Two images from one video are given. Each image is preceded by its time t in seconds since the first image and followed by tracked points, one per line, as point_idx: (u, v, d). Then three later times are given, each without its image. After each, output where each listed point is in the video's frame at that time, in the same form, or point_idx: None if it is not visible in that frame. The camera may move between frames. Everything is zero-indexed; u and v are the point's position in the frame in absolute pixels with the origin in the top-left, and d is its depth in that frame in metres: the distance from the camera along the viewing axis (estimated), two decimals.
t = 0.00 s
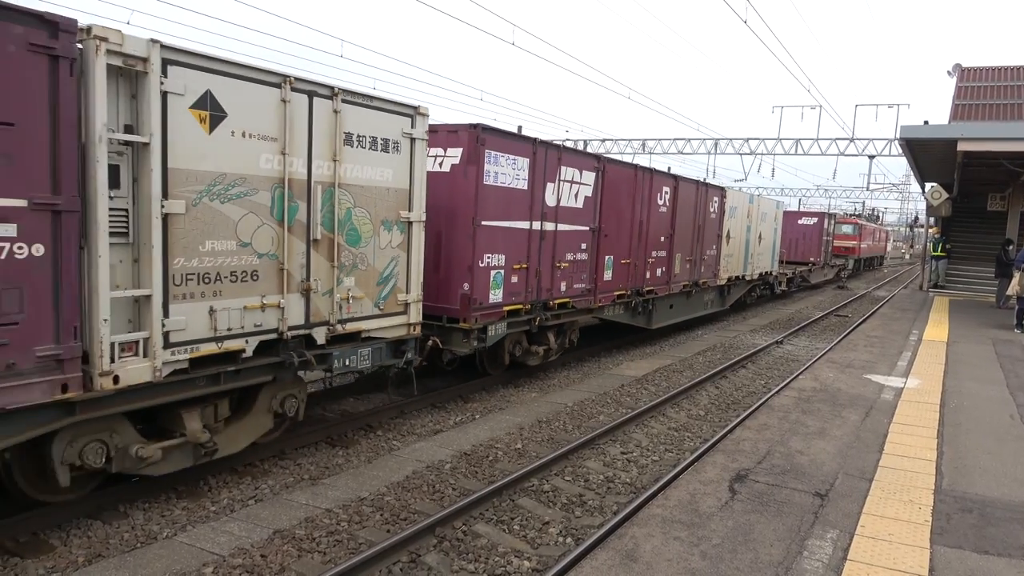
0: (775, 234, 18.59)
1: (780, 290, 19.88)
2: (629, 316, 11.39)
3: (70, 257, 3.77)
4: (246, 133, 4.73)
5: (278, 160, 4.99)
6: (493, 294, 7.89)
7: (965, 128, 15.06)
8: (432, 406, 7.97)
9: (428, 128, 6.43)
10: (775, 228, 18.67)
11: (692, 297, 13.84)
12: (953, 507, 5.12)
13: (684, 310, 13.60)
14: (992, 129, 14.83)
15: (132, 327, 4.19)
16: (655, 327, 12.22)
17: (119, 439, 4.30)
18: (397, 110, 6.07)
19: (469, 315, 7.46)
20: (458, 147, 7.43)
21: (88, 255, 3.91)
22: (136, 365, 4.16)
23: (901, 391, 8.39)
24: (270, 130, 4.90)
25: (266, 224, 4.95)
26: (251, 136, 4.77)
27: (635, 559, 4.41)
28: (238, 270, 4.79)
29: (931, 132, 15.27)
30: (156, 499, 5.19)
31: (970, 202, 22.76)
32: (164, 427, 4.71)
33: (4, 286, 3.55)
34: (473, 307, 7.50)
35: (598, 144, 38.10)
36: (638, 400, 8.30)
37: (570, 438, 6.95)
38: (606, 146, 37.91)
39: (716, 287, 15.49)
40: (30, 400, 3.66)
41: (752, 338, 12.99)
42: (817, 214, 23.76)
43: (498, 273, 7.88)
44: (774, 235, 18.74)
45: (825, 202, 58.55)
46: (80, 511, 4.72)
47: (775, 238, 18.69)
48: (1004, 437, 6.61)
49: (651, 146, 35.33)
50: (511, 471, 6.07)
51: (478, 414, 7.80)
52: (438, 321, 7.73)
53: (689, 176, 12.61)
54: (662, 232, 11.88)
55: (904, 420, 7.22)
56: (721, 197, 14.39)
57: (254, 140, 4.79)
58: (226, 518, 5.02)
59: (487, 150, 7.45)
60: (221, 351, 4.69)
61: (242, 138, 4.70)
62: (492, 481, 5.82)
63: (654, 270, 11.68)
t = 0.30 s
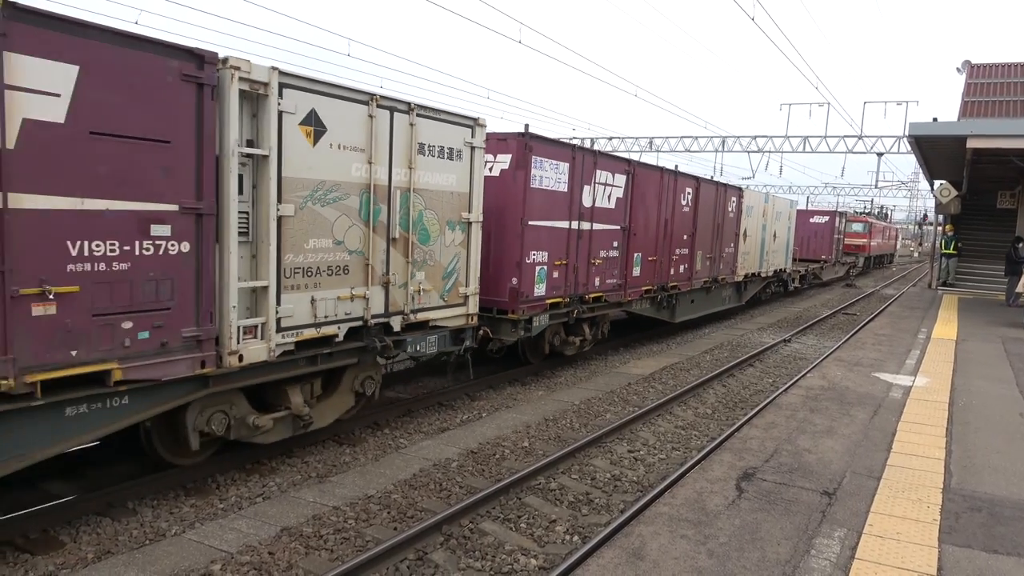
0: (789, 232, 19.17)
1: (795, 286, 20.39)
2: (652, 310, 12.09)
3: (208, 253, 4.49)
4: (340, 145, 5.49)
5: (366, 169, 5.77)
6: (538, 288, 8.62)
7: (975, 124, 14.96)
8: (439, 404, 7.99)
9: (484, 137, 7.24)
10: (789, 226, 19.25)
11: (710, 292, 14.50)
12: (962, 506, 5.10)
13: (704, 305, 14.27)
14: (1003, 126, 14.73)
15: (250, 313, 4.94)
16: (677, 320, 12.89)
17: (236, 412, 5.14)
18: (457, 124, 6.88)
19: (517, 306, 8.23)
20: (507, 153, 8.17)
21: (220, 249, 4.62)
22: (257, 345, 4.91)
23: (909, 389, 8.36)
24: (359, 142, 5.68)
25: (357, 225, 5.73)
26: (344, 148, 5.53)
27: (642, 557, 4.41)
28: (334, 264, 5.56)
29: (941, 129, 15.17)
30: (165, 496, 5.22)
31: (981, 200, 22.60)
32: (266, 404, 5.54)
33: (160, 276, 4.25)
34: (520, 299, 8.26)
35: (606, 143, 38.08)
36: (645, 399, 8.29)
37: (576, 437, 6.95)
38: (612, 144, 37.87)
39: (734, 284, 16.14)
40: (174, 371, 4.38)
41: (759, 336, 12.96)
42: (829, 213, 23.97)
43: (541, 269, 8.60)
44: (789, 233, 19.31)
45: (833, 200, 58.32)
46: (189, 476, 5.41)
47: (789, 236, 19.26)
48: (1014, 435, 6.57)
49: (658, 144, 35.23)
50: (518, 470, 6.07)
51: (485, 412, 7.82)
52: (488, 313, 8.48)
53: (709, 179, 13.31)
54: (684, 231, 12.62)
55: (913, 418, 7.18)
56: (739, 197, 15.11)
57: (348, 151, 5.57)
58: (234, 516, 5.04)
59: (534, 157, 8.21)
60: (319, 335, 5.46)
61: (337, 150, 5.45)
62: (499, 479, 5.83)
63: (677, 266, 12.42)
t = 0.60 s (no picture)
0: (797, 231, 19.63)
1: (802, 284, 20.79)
2: (672, 305, 12.64)
3: (308, 250, 5.27)
4: (411, 154, 6.23)
5: (431, 175, 6.49)
6: (572, 283, 9.21)
7: (978, 123, 14.94)
8: (441, 402, 7.99)
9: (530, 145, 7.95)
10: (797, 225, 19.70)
11: (724, 289, 15.03)
12: (965, 505, 5.09)
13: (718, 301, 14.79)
14: (1006, 124, 14.70)
15: (338, 303, 5.71)
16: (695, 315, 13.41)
17: (323, 390, 5.97)
18: (506, 133, 7.57)
19: (555, 300, 8.84)
20: (546, 159, 8.80)
21: (317, 247, 5.41)
22: (344, 330, 5.68)
23: (912, 388, 8.34)
24: (426, 151, 6.40)
25: (425, 225, 6.50)
26: (415, 157, 6.26)
27: (644, 555, 4.41)
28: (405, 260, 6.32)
29: (944, 127, 15.14)
30: (167, 494, 5.22)
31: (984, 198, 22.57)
32: (347, 384, 6.34)
33: (272, 270, 5.03)
34: (557, 292, 8.87)
35: (608, 142, 38.06)
36: (646, 397, 8.28)
37: (578, 435, 6.94)
38: (614, 143, 37.86)
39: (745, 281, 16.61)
40: (280, 351, 5.17)
41: (762, 335, 12.94)
42: (835, 213, 24.17)
43: (576, 265, 9.20)
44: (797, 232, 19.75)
45: (836, 199, 58.24)
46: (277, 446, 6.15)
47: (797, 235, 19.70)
48: (1017, 434, 6.56)
49: (659, 143, 35.04)
50: (520, 468, 6.07)
51: (488, 410, 7.82)
52: (527, 306, 9.08)
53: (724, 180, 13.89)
54: (701, 230, 13.22)
55: (915, 417, 7.17)
56: (752, 197, 15.69)
57: (417, 160, 6.30)
58: (236, 514, 5.05)
59: (570, 162, 8.87)
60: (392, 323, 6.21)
61: (409, 159, 6.18)
62: (501, 478, 5.83)
63: (696, 263, 13.00)
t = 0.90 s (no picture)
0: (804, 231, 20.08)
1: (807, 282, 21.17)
2: (688, 301, 13.19)
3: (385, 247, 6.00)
4: (469, 161, 6.95)
5: (484, 179, 7.21)
6: (601, 279, 9.85)
7: (979, 122, 14.93)
8: (442, 400, 8.00)
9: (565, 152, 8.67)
10: (804, 226, 20.15)
11: (735, 286, 15.52)
12: (965, 505, 5.09)
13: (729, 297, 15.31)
14: (1007, 123, 14.69)
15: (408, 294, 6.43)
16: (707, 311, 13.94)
17: (391, 371, 6.65)
18: (547, 141, 8.31)
19: (586, 294, 9.46)
20: (579, 164, 9.52)
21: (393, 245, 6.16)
22: (412, 319, 6.41)
23: (913, 388, 8.35)
24: (480, 158, 7.11)
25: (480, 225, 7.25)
26: (472, 163, 6.99)
27: (644, 554, 4.41)
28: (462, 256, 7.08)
29: (945, 126, 15.13)
30: (167, 492, 5.23)
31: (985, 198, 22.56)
32: (409, 368, 7.05)
33: (357, 265, 5.77)
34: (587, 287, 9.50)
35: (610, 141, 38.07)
36: (647, 396, 8.28)
37: (578, 434, 6.94)
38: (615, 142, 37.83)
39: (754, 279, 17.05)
40: (361, 336, 5.88)
41: (762, 334, 12.94)
42: (839, 213, 24.25)
43: (604, 262, 9.85)
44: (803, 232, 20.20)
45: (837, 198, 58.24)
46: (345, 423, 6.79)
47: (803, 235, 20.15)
48: (1018, 434, 6.56)
49: (660, 143, 35.01)
50: (520, 467, 6.08)
51: (488, 409, 7.83)
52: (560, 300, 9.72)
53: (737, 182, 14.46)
54: (716, 230, 13.79)
55: (916, 416, 7.17)
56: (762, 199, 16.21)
57: (473, 166, 7.01)
58: (237, 512, 5.06)
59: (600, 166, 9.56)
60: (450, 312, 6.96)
61: (468, 166, 6.91)
62: (501, 476, 5.84)
63: (711, 261, 13.57)
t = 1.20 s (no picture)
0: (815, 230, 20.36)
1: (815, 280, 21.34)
2: (705, 297, 13.62)
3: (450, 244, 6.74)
4: (520, 167, 7.69)
5: (531, 183, 7.92)
6: (630, 275, 10.40)
7: (985, 122, 14.87)
8: (445, 398, 8.00)
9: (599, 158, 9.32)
10: (813, 225, 20.39)
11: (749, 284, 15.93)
12: (969, 506, 5.08)
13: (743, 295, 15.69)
14: (1013, 124, 14.64)
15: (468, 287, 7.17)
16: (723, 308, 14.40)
17: (451, 356, 7.41)
18: (585, 148, 8.94)
19: (617, 289, 10.02)
20: (611, 168, 10.04)
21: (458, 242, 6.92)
22: (472, 309, 7.14)
23: (917, 388, 8.33)
24: (527, 164, 7.81)
25: (528, 225, 7.96)
26: (521, 169, 7.70)
27: (647, 553, 4.41)
28: (513, 254, 7.80)
29: (951, 127, 15.09)
30: (171, 489, 5.23)
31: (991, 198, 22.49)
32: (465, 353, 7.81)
33: (427, 260, 6.50)
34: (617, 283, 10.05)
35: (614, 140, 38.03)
36: (650, 395, 8.29)
37: (582, 433, 6.95)
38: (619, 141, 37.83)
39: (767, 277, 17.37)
40: (430, 324, 6.61)
41: (766, 334, 12.93)
42: (846, 213, 24.24)
43: (633, 259, 10.38)
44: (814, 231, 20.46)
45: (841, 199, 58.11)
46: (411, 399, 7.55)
47: (814, 234, 20.41)
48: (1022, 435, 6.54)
49: (665, 142, 34.87)
50: (523, 465, 6.07)
51: (491, 407, 7.82)
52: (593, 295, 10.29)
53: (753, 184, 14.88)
54: (733, 230, 14.19)
55: (920, 417, 7.15)
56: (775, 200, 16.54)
57: (521, 172, 7.71)
58: (240, 509, 5.07)
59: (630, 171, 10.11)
60: (502, 304, 7.70)
61: (517, 171, 7.62)
62: (504, 475, 5.83)
63: (728, 259, 14.02)
